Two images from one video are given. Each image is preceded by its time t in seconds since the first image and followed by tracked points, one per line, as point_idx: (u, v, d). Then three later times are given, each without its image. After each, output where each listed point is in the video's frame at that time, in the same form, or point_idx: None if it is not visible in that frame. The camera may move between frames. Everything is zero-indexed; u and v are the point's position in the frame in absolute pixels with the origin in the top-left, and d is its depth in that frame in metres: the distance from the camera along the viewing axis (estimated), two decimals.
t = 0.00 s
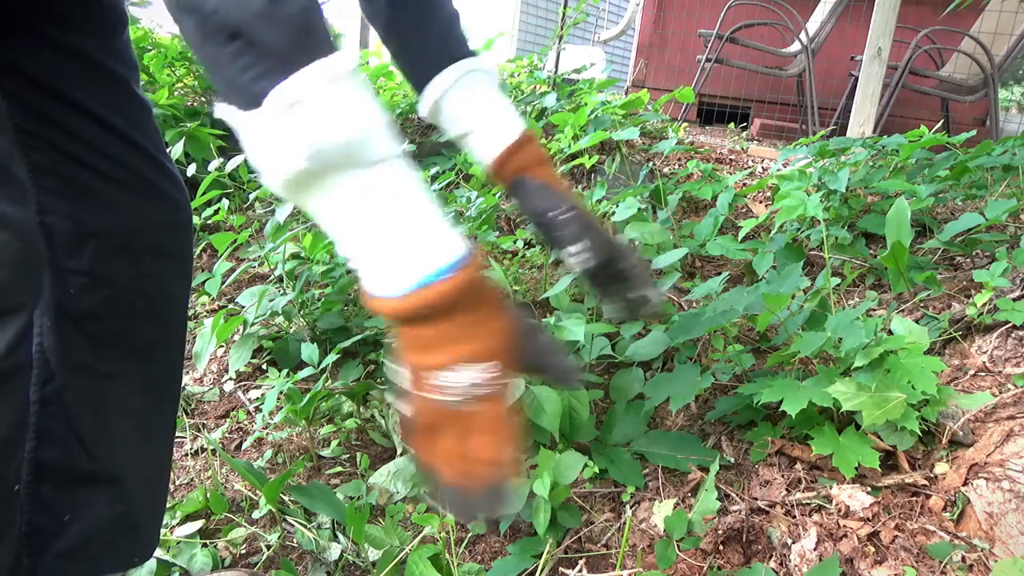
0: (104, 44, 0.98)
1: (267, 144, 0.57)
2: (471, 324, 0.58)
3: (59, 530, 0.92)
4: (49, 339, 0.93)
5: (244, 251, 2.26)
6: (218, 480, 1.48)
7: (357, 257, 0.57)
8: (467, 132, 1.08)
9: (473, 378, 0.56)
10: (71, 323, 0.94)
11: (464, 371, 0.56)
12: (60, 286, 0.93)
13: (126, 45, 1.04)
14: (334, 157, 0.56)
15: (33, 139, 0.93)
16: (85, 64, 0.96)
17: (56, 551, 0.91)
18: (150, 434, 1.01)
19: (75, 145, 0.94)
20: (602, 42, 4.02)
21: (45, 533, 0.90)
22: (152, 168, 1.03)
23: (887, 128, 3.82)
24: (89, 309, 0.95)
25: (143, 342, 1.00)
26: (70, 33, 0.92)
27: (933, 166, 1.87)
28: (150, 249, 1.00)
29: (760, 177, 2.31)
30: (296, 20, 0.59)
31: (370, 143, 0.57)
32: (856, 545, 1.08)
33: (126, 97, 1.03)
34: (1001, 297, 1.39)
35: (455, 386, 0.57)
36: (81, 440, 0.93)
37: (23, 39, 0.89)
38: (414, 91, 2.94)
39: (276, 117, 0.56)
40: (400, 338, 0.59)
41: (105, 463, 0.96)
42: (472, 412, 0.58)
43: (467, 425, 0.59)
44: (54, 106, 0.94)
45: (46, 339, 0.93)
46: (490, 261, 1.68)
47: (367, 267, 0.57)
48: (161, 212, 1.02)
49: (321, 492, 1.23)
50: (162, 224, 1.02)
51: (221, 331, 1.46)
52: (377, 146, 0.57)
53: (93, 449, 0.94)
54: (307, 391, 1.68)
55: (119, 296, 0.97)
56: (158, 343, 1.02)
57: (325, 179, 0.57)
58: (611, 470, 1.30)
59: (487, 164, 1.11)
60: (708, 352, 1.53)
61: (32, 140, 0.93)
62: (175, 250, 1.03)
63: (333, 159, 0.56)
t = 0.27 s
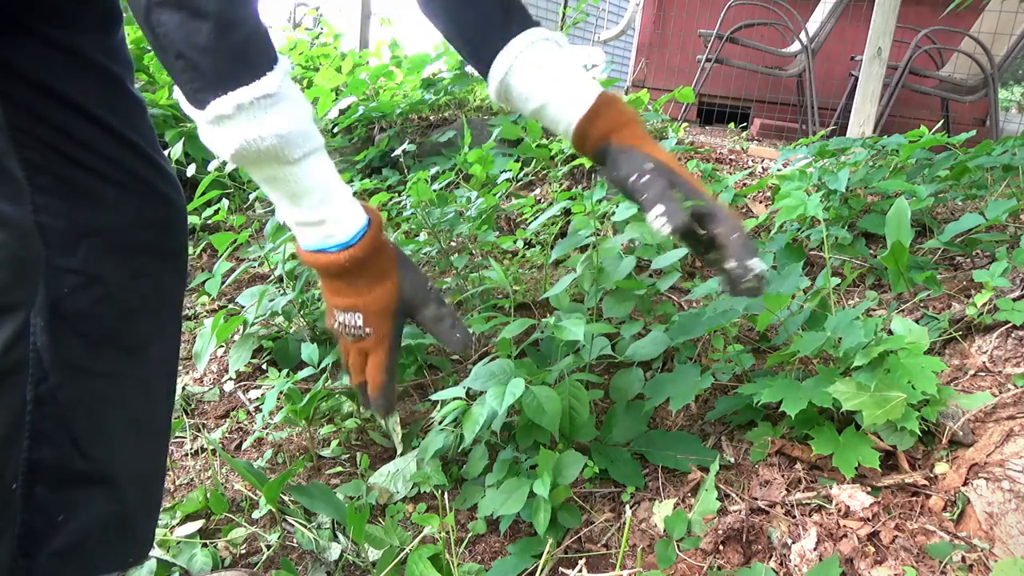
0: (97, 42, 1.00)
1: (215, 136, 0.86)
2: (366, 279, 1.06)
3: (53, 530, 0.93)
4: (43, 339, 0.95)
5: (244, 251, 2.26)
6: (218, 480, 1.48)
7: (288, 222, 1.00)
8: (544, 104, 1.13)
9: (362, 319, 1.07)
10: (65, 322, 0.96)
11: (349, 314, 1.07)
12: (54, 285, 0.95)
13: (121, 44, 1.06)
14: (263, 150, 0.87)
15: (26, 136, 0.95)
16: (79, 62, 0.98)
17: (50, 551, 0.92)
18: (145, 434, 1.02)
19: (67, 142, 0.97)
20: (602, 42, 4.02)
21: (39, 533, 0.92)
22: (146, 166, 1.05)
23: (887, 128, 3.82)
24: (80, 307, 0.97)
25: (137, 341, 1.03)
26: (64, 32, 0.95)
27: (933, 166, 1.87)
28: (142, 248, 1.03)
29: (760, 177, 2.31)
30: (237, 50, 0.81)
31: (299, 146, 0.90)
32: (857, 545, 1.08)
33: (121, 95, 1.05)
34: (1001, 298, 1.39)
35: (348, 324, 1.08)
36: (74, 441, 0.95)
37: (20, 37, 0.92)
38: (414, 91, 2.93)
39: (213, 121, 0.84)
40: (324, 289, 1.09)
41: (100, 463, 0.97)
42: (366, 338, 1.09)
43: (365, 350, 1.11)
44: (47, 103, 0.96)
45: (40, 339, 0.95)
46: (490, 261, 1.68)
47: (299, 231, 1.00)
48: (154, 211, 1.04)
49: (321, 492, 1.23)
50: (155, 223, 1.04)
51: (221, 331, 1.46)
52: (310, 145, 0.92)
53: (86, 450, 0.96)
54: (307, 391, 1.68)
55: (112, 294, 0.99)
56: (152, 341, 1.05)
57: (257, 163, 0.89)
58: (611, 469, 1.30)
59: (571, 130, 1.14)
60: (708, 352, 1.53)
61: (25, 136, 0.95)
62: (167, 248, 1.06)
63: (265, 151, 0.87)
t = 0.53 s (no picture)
0: (100, 42, 0.98)
1: (229, 133, 0.61)
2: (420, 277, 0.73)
3: (57, 531, 0.91)
4: (47, 341, 0.91)
5: (244, 251, 2.26)
6: (218, 480, 1.48)
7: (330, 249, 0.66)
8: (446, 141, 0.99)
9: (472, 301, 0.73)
10: (68, 323, 0.93)
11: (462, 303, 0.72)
12: (58, 287, 0.93)
13: (122, 43, 1.03)
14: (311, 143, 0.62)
15: (30, 139, 0.92)
16: (83, 62, 0.95)
17: (54, 552, 0.90)
18: (148, 434, 1.01)
19: (72, 144, 0.94)
20: (602, 42, 4.02)
21: (42, 534, 0.89)
22: (151, 168, 1.03)
23: (887, 128, 3.82)
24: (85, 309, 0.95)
25: (141, 342, 1.01)
26: (69, 32, 0.92)
27: (933, 166, 1.87)
28: (150, 250, 1.01)
29: (760, 177, 2.31)
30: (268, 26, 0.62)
31: (338, 134, 0.65)
32: (856, 545, 1.08)
33: (122, 96, 1.03)
34: (1001, 297, 1.39)
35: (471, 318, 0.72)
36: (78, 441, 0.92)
37: (22, 39, 0.89)
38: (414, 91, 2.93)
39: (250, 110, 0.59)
40: (394, 312, 0.68)
41: (104, 464, 0.95)
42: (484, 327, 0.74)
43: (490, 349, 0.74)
44: (51, 104, 0.93)
45: (44, 340, 0.91)
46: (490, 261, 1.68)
47: (343, 253, 0.65)
48: (159, 211, 1.02)
49: (321, 492, 1.23)
50: (161, 224, 1.02)
51: (221, 331, 1.46)
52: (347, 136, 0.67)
53: (90, 450, 0.93)
54: (307, 391, 1.68)
55: (117, 296, 0.97)
56: (156, 343, 1.03)
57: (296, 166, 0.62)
58: (611, 469, 1.30)
59: (465, 180, 1.01)
60: (708, 352, 1.53)
61: (29, 139, 0.91)
62: (172, 250, 1.04)
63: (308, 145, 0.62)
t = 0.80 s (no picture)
0: (99, 41, 0.98)
1: (193, 134, 0.68)
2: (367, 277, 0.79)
3: (55, 532, 0.92)
4: (43, 341, 0.92)
5: (244, 251, 2.26)
6: (218, 480, 1.48)
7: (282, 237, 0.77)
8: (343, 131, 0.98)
9: (376, 329, 0.79)
10: (65, 325, 0.93)
11: (360, 323, 0.78)
12: (55, 288, 0.93)
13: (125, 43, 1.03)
14: (261, 151, 0.68)
15: (28, 139, 0.93)
16: (82, 62, 0.96)
17: (52, 553, 0.90)
18: (147, 434, 1.00)
19: (71, 143, 0.95)
20: (602, 42, 4.02)
21: (41, 535, 0.90)
22: (148, 167, 1.02)
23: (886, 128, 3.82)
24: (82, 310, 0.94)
25: (137, 342, 1.00)
26: (68, 32, 0.93)
27: (933, 166, 1.87)
28: (147, 251, 1.00)
29: (760, 177, 2.31)
30: (236, 37, 0.66)
31: (299, 143, 0.71)
32: (856, 545, 1.08)
33: (123, 96, 1.03)
34: (1001, 297, 1.40)
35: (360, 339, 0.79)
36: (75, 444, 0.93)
37: (23, 42, 0.90)
38: (414, 91, 2.93)
39: (208, 118, 0.66)
40: (315, 295, 0.80)
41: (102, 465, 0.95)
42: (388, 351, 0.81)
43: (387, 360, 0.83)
44: (50, 104, 0.94)
45: (41, 341, 0.92)
46: (490, 261, 1.68)
47: (290, 238, 0.76)
48: (154, 212, 1.01)
49: (321, 492, 1.23)
50: (157, 224, 1.01)
51: (221, 331, 1.46)
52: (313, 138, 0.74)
53: (88, 451, 0.94)
54: (307, 391, 1.68)
55: (115, 296, 0.97)
56: (155, 343, 1.02)
57: (253, 168, 0.69)
58: (611, 469, 1.30)
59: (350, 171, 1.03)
60: (708, 352, 1.53)
61: (27, 139, 0.93)
62: (168, 251, 1.02)
63: (261, 154, 0.68)
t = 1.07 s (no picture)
0: (88, 36, 0.94)
1: (173, 136, 0.71)
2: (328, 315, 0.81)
3: (49, 535, 0.91)
4: (34, 344, 0.90)
5: (244, 251, 2.26)
6: (218, 480, 1.48)
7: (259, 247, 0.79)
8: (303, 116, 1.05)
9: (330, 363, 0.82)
10: (56, 326, 0.92)
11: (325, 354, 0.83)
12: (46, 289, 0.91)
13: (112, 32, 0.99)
14: (234, 161, 0.69)
15: (18, 140, 0.91)
16: (71, 59, 0.92)
17: (47, 556, 0.90)
18: (140, 436, 0.99)
19: (60, 141, 0.92)
20: (602, 42, 4.02)
21: (34, 539, 0.89)
22: (137, 168, 0.99)
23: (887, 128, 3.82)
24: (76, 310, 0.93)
25: (129, 343, 0.99)
26: (58, 28, 0.89)
27: (933, 166, 1.87)
28: (138, 252, 0.98)
29: (760, 177, 2.31)
30: (218, 40, 0.67)
31: (279, 156, 0.72)
32: (856, 545, 1.08)
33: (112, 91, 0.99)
34: (1001, 297, 1.39)
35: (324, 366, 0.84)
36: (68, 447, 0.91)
37: (11, 37, 0.86)
38: (414, 91, 2.93)
39: (184, 120, 0.68)
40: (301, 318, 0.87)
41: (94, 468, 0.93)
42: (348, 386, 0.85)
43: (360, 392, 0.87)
44: (37, 101, 0.90)
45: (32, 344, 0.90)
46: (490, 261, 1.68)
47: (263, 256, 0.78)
48: (143, 212, 0.99)
49: (321, 492, 1.23)
50: (146, 224, 0.99)
51: (221, 331, 1.47)
52: (293, 154, 0.74)
53: (82, 455, 0.92)
54: (307, 391, 1.68)
55: (106, 297, 0.95)
56: (148, 344, 1.01)
57: (226, 177, 0.71)
58: (611, 469, 1.30)
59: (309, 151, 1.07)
60: (708, 352, 1.53)
61: (16, 140, 0.90)
62: (157, 251, 1.00)
63: (234, 164, 0.69)
